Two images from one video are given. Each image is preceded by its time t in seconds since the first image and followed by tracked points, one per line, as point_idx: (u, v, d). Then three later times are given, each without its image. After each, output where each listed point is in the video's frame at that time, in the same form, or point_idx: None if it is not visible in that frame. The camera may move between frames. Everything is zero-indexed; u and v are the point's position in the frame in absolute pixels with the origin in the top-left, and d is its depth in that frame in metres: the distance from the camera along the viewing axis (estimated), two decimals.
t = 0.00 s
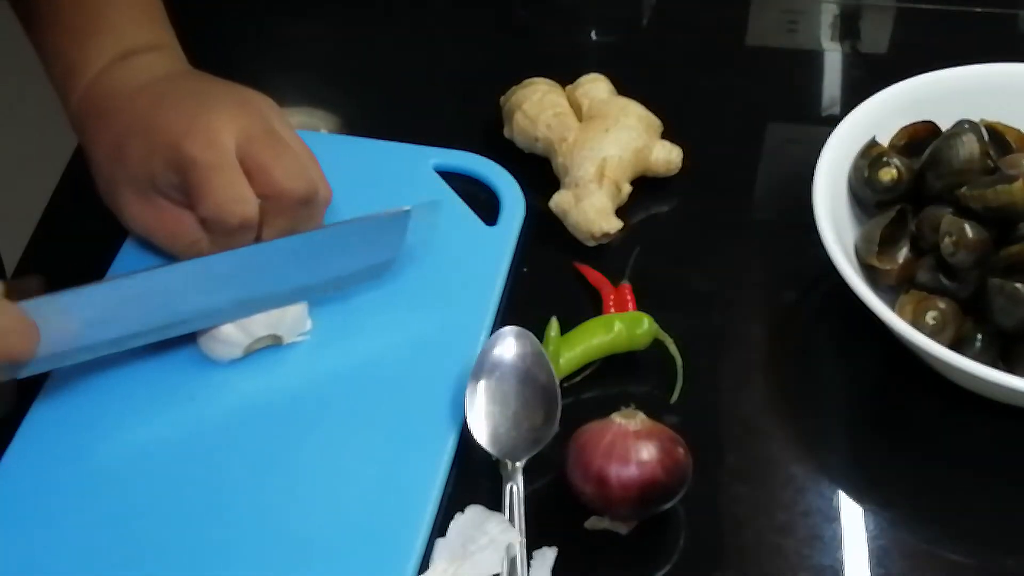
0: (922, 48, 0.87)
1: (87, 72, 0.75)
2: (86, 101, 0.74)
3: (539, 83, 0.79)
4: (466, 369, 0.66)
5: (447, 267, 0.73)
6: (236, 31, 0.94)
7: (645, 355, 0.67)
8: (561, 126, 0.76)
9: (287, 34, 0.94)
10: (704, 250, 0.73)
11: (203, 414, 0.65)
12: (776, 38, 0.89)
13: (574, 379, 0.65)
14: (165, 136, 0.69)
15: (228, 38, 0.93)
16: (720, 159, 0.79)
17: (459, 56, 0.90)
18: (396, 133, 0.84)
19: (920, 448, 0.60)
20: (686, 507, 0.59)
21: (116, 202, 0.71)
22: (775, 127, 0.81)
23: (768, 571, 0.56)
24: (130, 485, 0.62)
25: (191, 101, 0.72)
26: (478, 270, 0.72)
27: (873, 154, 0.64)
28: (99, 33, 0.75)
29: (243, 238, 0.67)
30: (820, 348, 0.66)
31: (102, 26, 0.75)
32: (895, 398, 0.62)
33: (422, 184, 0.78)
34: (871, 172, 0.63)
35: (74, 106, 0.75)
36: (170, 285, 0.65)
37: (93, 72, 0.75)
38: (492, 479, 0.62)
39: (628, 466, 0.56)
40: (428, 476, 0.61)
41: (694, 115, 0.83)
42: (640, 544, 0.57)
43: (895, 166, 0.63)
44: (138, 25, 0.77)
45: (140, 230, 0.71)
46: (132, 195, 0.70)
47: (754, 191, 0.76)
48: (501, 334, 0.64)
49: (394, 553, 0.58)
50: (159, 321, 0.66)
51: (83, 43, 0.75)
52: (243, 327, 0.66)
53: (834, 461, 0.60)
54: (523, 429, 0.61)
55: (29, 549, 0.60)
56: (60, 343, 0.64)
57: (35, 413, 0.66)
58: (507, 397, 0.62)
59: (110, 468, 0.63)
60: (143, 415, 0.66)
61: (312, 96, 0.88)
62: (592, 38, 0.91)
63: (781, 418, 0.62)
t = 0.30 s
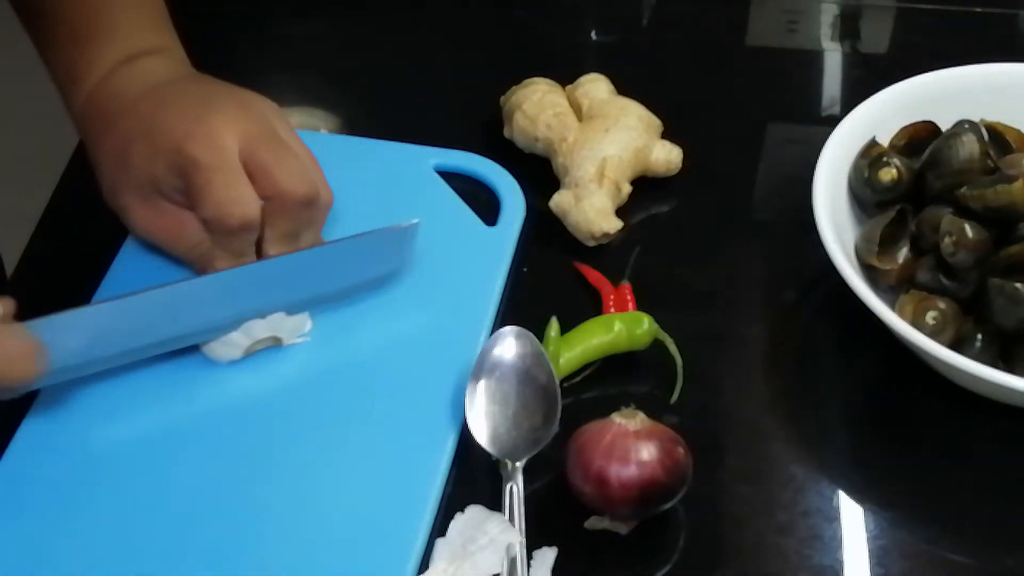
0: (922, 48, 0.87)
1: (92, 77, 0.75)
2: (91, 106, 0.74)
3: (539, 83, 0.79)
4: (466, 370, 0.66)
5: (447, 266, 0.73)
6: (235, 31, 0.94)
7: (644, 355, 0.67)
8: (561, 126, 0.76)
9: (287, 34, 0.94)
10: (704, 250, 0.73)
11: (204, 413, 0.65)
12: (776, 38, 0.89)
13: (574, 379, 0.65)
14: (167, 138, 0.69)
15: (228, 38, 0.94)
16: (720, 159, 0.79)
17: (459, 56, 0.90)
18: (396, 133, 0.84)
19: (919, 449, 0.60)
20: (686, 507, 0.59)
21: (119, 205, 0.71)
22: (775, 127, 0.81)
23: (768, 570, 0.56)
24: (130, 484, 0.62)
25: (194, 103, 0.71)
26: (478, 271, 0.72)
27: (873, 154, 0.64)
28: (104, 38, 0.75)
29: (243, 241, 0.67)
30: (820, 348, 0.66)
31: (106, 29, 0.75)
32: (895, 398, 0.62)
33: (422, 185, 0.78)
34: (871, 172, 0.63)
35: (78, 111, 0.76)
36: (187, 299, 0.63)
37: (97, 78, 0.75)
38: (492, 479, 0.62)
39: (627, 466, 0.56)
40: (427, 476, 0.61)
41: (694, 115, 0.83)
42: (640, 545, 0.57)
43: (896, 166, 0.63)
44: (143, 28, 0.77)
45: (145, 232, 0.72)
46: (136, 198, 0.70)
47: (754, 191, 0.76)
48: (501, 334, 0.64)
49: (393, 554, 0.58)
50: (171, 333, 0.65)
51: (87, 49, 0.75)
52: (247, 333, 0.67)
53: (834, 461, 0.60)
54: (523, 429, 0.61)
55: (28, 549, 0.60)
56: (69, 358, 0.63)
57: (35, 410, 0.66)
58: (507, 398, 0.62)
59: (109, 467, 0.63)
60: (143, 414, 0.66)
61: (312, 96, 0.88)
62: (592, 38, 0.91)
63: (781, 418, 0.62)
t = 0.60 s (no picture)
0: (922, 48, 0.87)
1: (93, 77, 0.75)
2: (91, 108, 0.74)
3: (539, 83, 0.79)
4: (461, 373, 0.66)
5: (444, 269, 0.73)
6: (236, 31, 0.94)
7: (644, 355, 0.67)
8: (561, 126, 0.76)
9: (287, 34, 0.94)
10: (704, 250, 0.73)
11: (201, 416, 0.65)
12: (776, 38, 0.89)
13: (575, 379, 0.65)
14: (164, 144, 0.69)
15: (228, 38, 0.94)
16: (720, 159, 0.79)
17: (459, 56, 0.90)
18: (396, 133, 0.84)
19: (919, 449, 0.60)
20: (686, 507, 0.59)
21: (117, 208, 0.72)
22: (775, 127, 0.81)
23: (768, 570, 0.56)
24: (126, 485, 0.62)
25: (192, 109, 0.72)
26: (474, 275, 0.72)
27: (873, 154, 0.64)
28: (106, 40, 0.75)
29: (234, 246, 0.67)
30: (821, 348, 0.66)
31: (108, 31, 0.75)
32: (895, 398, 0.62)
33: (419, 190, 0.78)
34: (871, 172, 0.63)
35: (79, 112, 0.76)
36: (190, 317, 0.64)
37: (99, 78, 0.75)
38: (492, 479, 0.62)
39: (627, 466, 0.56)
40: (423, 478, 0.61)
41: (694, 115, 0.83)
42: (640, 545, 0.57)
43: (896, 166, 0.63)
44: (146, 30, 0.77)
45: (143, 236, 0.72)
46: (133, 202, 0.71)
47: (754, 191, 0.76)
48: (501, 334, 0.64)
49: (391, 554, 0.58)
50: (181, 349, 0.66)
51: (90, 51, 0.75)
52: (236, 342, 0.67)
53: (834, 461, 0.60)
54: (523, 429, 0.61)
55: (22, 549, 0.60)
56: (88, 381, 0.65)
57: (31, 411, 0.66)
58: (507, 398, 0.62)
59: (106, 469, 0.63)
60: (139, 416, 0.66)
61: (312, 96, 0.88)
62: (592, 38, 0.91)
63: (781, 418, 0.62)
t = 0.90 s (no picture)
0: (922, 48, 0.87)
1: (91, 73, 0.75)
2: (91, 110, 0.74)
3: (539, 83, 0.79)
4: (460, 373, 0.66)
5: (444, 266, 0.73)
6: (236, 31, 0.94)
7: (644, 355, 0.67)
8: (561, 127, 0.76)
9: (286, 34, 0.94)
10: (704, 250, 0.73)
11: (200, 416, 0.66)
12: (776, 38, 0.89)
13: (575, 379, 0.65)
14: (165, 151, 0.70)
15: (229, 37, 0.94)
16: (721, 159, 0.79)
17: (459, 56, 0.90)
18: (396, 133, 0.84)
19: (919, 449, 0.60)
20: (686, 507, 0.59)
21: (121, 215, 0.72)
22: (775, 127, 0.81)
23: (768, 570, 0.56)
24: (126, 483, 0.63)
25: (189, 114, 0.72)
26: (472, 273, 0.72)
27: (873, 154, 0.64)
28: (105, 40, 0.74)
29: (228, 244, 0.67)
30: (820, 348, 0.66)
31: (108, 32, 0.74)
32: (896, 397, 0.62)
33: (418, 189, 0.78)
34: (871, 172, 0.63)
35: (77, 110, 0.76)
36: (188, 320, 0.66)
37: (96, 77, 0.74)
38: (492, 478, 0.62)
39: (627, 466, 0.56)
40: (420, 478, 0.61)
41: (694, 115, 0.83)
42: (640, 545, 0.57)
43: (896, 166, 0.63)
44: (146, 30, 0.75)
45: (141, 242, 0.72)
46: (134, 207, 0.71)
47: (754, 191, 0.76)
48: (501, 334, 0.64)
49: (391, 552, 0.58)
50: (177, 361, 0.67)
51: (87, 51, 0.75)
52: (232, 343, 0.68)
53: (834, 461, 0.60)
54: (523, 429, 0.61)
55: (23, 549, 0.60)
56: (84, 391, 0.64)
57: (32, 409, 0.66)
58: (507, 398, 0.62)
59: (105, 467, 0.63)
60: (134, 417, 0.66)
61: (312, 96, 0.88)
62: (592, 38, 0.91)
63: (781, 418, 0.62)
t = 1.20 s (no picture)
0: (922, 48, 0.87)
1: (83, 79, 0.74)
2: (84, 114, 0.74)
3: (539, 83, 0.79)
4: (465, 370, 0.67)
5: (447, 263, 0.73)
6: (235, 31, 0.94)
7: (644, 355, 0.67)
8: (561, 127, 0.76)
9: (286, 34, 0.94)
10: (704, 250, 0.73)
11: (204, 413, 0.66)
12: (776, 38, 0.89)
13: (575, 379, 0.65)
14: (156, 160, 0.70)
15: (228, 38, 0.94)
16: (721, 159, 0.79)
17: (458, 56, 0.90)
18: (396, 133, 0.84)
19: (919, 449, 0.60)
20: (686, 507, 0.59)
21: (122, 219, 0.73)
22: (775, 127, 0.81)
23: (768, 570, 0.56)
24: (129, 480, 0.63)
25: (174, 116, 0.72)
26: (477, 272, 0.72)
27: (873, 154, 0.64)
28: (94, 45, 0.74)
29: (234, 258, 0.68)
30: (820, 348, 0.66)
31: (95, 36, 0.74)
32: (896, 397, 0.62)
33: (423, 185, 0.78)
34: (871, 172, 0.63)
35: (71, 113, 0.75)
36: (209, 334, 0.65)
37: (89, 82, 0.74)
38: (492, 478, 0.62)
39: (627, 466, 0.56)
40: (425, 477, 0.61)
41: (694, 115, 0.83)
42: (640, 545, 0.57)
43: (895, 166, 0.63)
44: (139, 32, 0.76)
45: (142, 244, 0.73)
46: (134, 211, 0.73)
47: (754, 191, 0.76)
48: (501, 334, 0.64)
49: (393, 552, 0.58)
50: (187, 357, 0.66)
51: (78, 52, 0.74)
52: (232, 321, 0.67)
53: (834, 461, 0.60)
54: (523, 429, 0.61)
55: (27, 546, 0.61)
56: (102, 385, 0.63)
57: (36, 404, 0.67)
58: (507, 398, 0.62)
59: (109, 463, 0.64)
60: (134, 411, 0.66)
61: (312, 96, 0.88)
62: (592, 38, 0.91)
63: (781, 418, 0.62)
